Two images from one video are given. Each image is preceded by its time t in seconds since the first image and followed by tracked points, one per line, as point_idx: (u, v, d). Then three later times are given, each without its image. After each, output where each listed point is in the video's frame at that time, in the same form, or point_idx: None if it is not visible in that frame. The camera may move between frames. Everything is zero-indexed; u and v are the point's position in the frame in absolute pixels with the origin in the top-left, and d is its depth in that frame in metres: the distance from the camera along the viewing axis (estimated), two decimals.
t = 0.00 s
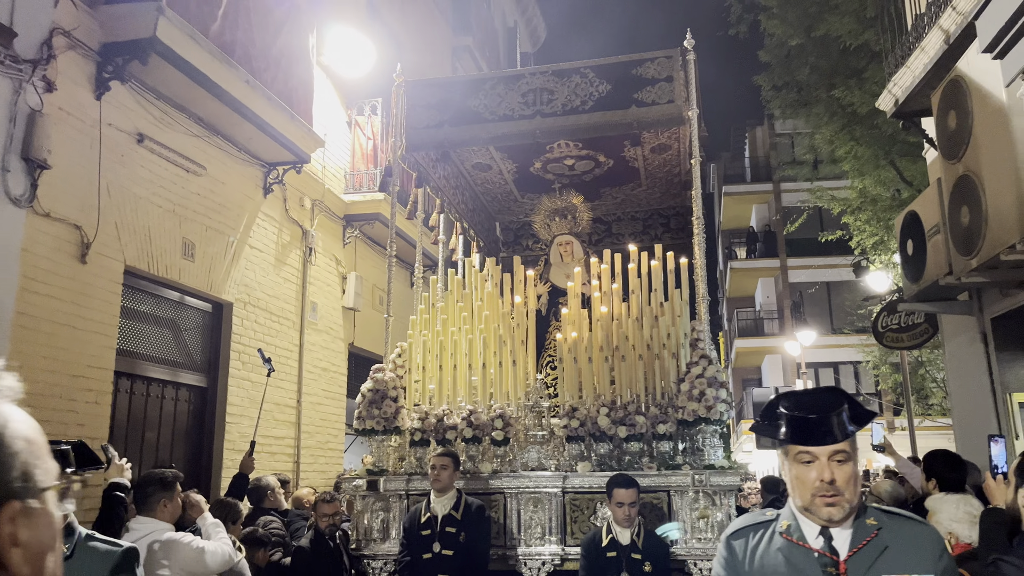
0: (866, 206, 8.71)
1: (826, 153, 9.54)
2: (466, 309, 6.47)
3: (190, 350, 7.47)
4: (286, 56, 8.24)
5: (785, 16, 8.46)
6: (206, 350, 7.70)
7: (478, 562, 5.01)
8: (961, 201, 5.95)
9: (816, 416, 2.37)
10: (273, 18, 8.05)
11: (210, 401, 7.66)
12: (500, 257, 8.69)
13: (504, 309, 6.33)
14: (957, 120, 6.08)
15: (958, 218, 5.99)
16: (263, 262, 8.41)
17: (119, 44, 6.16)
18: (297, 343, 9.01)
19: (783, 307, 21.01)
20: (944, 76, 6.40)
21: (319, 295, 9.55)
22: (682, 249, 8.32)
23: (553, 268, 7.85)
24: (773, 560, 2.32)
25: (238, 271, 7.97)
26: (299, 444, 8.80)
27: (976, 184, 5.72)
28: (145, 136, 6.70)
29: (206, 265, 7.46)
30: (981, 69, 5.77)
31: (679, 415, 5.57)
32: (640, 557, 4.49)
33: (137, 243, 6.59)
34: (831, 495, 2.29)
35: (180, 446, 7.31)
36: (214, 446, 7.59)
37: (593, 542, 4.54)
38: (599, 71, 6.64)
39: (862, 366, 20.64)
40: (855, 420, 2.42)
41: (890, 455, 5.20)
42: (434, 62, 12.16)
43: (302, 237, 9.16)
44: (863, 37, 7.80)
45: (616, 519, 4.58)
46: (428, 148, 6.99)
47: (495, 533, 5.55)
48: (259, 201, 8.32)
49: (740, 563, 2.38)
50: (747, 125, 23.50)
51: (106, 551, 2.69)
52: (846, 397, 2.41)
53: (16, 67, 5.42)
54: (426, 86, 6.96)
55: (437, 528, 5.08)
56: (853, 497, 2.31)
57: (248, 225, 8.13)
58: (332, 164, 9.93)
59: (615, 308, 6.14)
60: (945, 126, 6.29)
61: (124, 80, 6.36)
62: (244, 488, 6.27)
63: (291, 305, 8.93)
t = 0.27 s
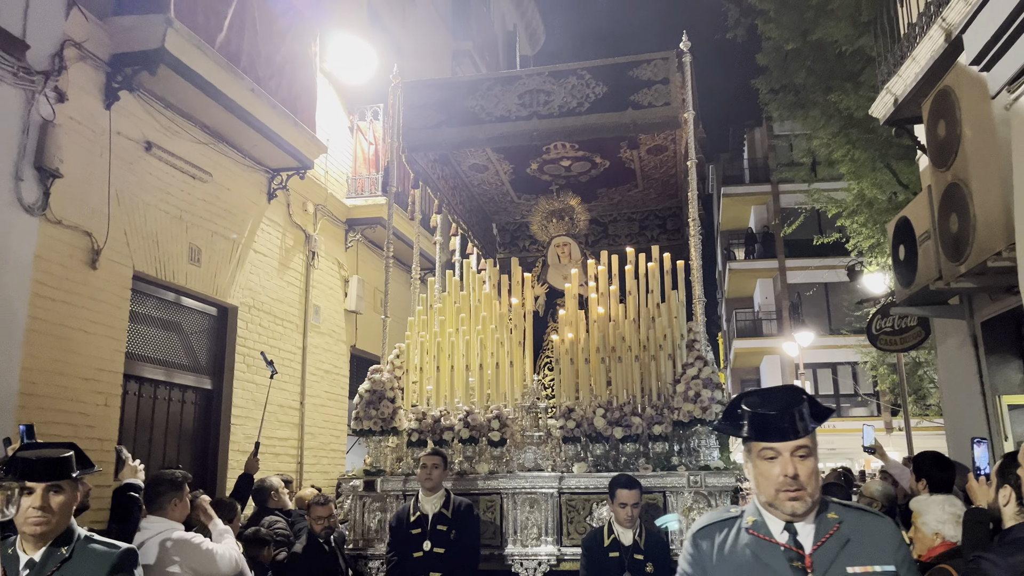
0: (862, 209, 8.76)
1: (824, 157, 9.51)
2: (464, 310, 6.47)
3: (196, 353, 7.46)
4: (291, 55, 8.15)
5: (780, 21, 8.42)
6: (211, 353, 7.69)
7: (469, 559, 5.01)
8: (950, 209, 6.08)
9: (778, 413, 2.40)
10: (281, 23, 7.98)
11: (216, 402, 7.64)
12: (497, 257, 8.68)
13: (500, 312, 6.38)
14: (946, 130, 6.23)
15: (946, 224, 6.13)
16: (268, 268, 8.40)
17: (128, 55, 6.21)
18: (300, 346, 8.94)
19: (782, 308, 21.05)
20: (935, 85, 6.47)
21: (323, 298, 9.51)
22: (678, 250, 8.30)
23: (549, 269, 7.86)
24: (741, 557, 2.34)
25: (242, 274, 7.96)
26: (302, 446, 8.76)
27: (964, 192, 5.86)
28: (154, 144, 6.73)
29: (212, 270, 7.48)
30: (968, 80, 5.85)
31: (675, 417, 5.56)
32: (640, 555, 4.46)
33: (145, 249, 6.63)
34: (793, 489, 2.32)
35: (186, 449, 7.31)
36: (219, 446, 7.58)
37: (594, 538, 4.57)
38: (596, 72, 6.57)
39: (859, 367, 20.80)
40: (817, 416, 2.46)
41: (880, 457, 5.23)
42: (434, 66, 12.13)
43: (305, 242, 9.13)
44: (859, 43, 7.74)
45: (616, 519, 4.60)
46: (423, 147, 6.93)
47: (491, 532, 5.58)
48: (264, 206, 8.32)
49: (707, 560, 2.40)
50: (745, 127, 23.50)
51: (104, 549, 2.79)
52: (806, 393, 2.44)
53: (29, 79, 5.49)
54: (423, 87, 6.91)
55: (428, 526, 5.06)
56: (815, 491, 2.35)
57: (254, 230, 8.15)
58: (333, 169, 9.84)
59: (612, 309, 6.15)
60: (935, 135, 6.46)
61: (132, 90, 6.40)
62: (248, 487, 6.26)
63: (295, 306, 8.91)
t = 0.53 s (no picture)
0: (859, 212, 8.84)
1: (820, 161, 9.51)
2: (464, 310, 6.55)
3: (202, 357, 7.51)
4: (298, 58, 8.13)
5: (777, 25, 8.41)
6: (216, 357, 7.75)
7: (468, 561, 5.08)
8: (939, 218, 6.16)
9: (752, 418, 2.47)
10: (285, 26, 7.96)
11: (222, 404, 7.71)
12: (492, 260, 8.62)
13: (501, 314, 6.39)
14: (937, 139, 6.31)
15: (938, 232, 6.17)
16: (272, 273, 8.45)
17: (138, 67, 6.26)
18: (304, 350, 8.97)
19: (781, 309, 21.07)
20: (926, 96, 6.53)
21: (325, 302, 9.56)
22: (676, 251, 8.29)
23: (550, 270, 7.77)
24: (715, 559, 2.38)
25: (248, 279, 8.01)
26: (305, 448, 8.82)
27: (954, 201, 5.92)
28: (162, 152, 6.78)
29: (218, 276, 7.53)
30: (958, 89, 5.93)
31: (677, 418, 5.56)
32: (639, 558, 4.49)
33: (154, 256, 6.68)
34: (767, 490, 2.35)
35: (193, 452, 7.36)
36: (226, 447, 7.64)
37: (592, 543, 4.60)
38: (591, 74, 6.46)
39: (858, 368, 20.82)
40: (786, 421, 2.52)
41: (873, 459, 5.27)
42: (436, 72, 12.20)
43: (308, 246, 9.17)
44: (856, 48, 7.76)
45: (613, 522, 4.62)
46: (420, 148, 6.89)
47: (491, 534, 5.60)
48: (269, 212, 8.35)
49: (682, 563, 2.44)
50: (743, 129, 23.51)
51: (119, 558, 2.83)
52: (776, 398, 2.51)
53: (42, 91, 5.53)
54: (416, 88, 6.81)
55: (425, 527, 5.11)
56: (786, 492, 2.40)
57: (258, 235, 8.18)
58: (336, 175, 9.84)
59: (614, 309, 6.18)
60: (926, 144, 6.54)
61: (142, 101, 6.46)
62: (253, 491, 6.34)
63: (299, 310, 8.96)
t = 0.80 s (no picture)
0: (856, 215, 8.94)
1: (817, 163, 9.55)
2: (464, 310, 6.54)
3: (208, 359, 7.56)
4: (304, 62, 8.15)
5: (774, 29, 8.44)
6: (223, 359, 7.80)
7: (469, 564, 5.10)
8: (931, 224, 6.22)
9: (738, 420, 2.52)
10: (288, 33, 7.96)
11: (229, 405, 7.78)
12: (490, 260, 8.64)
13: (502, 313, 6.39)
14: (928, 148, 6.36)
15: (931, 240, 6.20)
16: (278, 276, 8.48)
17: (149, 76, 6.30)
18: (308, 353, 9.00)
19: (780, 310, 21.09)
20: (919, 106, 6.59)
21: (330, 305, 9.59)
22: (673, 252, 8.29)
23: (552, 272, 7.73)
24: (698, 557, 2.43)
25: (254, 283, 8.04)
26: (311, 449, 8.86)
27: (945, 208, 5.99)
28: (171, 159, 6.83)
29: (225, 281, 7.56)
30: (948, 99, 6.03)
31: (677, 420, 5.60)
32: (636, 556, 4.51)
33: (163, 261, 6.73)
34: (750, 490, 2.41)
35: (201, 452, 7.42)
36: (234, 448, 7.70)
37: (587, 541, 4.63)
38: (587, 77, 6.54)
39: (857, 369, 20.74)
40: (769, 422, 2.58)
41: (867, 460, 5.31)
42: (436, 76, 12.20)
43: (313, 250, 9.18)
44: (852, 53, 7.80)
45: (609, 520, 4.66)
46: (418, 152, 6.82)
47: (494, 534, 5.64)
48: (273, 217, 8.37)
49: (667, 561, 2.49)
50: (742, 130, 23.55)
51: (145, 554, 2.87)
52: (761, 401, 2.57)
53: (56, 102, 5.59)
54: (415, 91, 6.89)
55: (428, 529, 5.12)
56: (770, 492, 2.45)
57: (264, 240, 8.21)
58: (340, 180, 9.90)
59: (614, 312, 6.22)
60: (918, 153, 6.57)
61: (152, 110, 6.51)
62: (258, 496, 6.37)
63: (304, 316, 8.96)
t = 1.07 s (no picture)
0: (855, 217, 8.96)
1: (816, 166, 9.60)
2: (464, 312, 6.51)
3: (219, 361, 7.60)
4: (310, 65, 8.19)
5: (774, 33, 8.47)
6: (234, 361, 7.83)
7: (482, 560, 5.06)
8: (925, 230, 6.29)
9: (738, 424, 2.58)
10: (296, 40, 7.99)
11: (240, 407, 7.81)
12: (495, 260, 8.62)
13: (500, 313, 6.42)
14: (924, 156, 6.44)
15: (925, 246, 6.29)
16: (286, 279, 8.51)
17: (163, 85, 6.38)
18: (315, 356, 9.04)
19: (779, 310, 21.14)
20: (915, 113, 6.64)
21: (337, 307, 9.63)
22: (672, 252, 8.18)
23: (550, 273, 7.70)
24: (699, 554, 2.49)
25: (263, 286, 8.08)
26: (317, 449, 8.89)
27: (939, 213, 6.08)
28: (183, 166, 6.87)
29: (236, 284, 7.61)
30: (941, 109, 6.09)
31: (675, 420, 5.61)
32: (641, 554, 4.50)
33: (176, 265, 6.79)
34: (751, 490, 2.47)
35: (212, 452, 7.45)
36: (245, 448, 7.72)
37: (592, 540, 4.58)
38: (588, 78, 6.48)
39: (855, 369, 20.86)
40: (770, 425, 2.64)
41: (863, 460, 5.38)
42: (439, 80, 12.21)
43: (319, 254, 9.21)
44: (851, 57, 7.84)
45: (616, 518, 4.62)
46: (420, 151, 6.93)
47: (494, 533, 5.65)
48: (281, 221, 8.39)
49: (669, 557, 2.55)
50: (740, 131, 23.57)
51: (181, 550, 2.72)
52: (762, 404, 2.63)
53: (75, 112, 5.61)
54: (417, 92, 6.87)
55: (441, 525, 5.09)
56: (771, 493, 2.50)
57: (272, 244, 8.24)
58: (346, 184, 9.98)
59: (613, 313, 6.22)
60: (913, 161, 6.66)
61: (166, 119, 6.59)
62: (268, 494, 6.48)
63: (311, 315, 9.01)
